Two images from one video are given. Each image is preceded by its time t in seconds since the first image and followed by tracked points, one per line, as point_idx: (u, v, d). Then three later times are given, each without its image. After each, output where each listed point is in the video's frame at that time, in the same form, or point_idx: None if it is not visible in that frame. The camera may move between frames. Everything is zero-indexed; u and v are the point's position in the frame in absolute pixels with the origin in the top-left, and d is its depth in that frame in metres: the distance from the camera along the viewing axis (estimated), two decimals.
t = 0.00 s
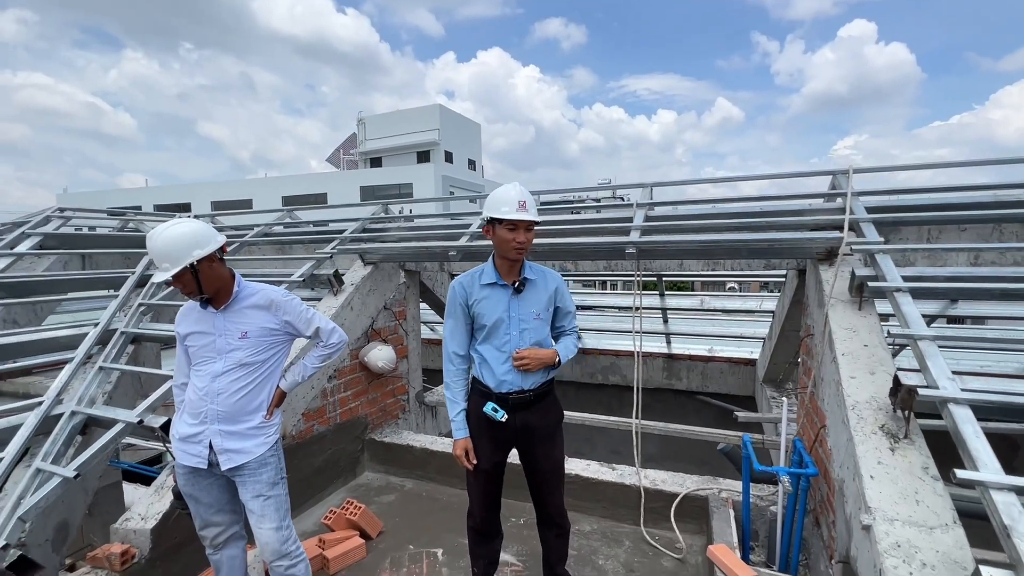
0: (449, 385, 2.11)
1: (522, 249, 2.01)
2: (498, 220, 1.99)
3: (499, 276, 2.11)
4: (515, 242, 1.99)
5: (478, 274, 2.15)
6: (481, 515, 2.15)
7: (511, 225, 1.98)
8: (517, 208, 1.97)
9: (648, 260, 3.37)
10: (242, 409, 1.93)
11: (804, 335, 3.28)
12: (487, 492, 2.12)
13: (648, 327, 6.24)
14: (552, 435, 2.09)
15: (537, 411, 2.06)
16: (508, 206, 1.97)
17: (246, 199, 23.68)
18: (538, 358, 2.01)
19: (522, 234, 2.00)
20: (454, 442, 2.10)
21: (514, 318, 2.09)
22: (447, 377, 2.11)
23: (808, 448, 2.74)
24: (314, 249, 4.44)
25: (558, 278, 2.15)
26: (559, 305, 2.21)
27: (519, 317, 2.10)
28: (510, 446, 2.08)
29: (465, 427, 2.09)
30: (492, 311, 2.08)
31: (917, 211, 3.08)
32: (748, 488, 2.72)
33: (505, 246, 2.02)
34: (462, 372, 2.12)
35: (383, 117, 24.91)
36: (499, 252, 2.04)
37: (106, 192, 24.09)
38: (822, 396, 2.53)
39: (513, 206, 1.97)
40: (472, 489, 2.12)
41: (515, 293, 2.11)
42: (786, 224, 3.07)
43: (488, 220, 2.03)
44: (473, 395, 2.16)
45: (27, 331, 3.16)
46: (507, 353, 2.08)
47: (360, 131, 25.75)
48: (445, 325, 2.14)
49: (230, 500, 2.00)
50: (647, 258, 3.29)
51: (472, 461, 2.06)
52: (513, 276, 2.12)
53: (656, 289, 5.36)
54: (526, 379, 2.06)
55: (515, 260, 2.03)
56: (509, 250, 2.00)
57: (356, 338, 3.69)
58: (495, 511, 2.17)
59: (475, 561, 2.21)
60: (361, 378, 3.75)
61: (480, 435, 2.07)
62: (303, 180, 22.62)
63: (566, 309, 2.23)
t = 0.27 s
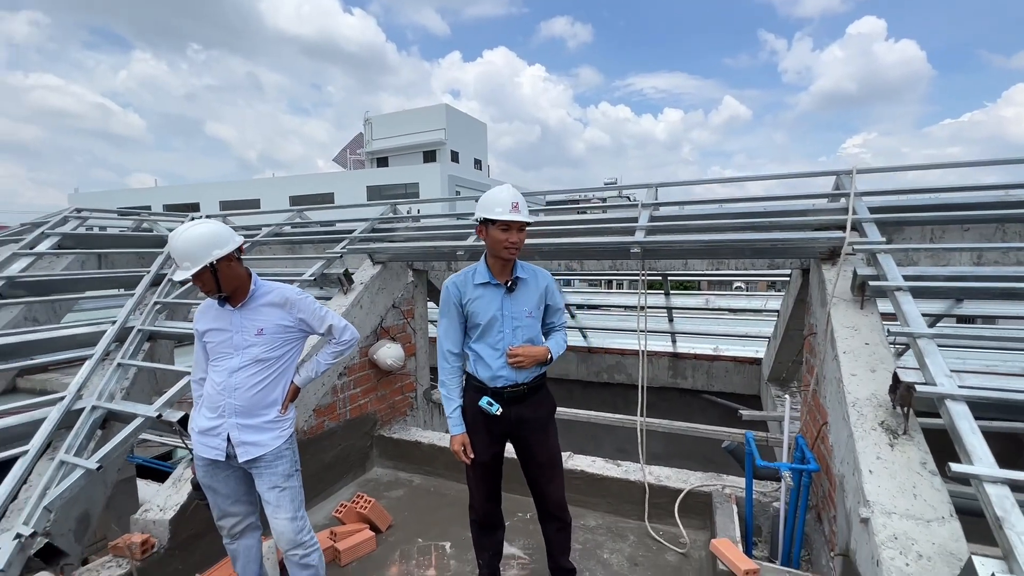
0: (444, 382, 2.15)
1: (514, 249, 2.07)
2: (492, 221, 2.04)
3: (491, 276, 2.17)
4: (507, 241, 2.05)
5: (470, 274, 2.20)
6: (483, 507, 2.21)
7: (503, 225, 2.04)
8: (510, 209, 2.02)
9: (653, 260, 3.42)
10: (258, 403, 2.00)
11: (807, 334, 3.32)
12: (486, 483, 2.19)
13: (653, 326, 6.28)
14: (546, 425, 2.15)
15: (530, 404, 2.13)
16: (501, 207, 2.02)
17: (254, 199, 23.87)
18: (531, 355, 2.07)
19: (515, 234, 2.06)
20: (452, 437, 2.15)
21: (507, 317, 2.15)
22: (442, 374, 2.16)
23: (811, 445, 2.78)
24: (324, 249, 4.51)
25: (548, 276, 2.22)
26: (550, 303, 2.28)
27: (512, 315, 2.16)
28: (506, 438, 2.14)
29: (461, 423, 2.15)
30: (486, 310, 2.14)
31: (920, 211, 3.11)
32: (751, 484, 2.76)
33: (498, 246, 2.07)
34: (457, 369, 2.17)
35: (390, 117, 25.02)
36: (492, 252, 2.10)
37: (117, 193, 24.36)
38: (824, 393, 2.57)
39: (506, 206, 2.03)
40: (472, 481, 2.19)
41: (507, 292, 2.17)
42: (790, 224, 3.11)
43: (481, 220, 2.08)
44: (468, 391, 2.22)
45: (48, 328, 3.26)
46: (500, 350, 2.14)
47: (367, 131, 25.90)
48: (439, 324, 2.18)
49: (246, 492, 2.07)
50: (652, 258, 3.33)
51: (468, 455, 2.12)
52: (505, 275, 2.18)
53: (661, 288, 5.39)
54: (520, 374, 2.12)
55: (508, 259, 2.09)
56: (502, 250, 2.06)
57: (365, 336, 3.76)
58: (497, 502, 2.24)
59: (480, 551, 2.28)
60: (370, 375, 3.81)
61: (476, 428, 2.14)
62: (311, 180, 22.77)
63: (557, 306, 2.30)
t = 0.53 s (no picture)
0: (446, 382, 2.18)
1: (509, 249, 2.13)
2: (488, 221, 2.09)
3: (489, 275, 2.23)
4: (502, 241, 2.10)
5: (468, 274, 2.24)
6: (491, 498, 2.26)
7: (498, 225, 2.09)
8: (505, 209, 2.07)
9: (661, 260, 3.46)
10: (276, 398, 2.06)
11: (815, 333, 3.33)
12: (492, 474, 2.24)
13: (661, 326, 6.30)
14: (551, 415, 2.22)
15: (535, 394, 2.19)
16: (496, 208, 2.06)
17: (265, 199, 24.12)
18: (533, 350, 2.15)
19: (510, 234, 2.11)
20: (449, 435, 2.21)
21: (507, 313, 2.21)
22: (444, 374, 2.18)
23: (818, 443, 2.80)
24: (336, 249, 4.59)
25: (544, 272, 2.30)
26: (545, 298, 2.36)
27: (512, 312, 2.23)
28: (511, 429, 2.20)
29: (460, 421, 2.20)
30: (487, 309, 2.20)
31: (928, 211, 3.11)
32: (758, 482, 2.79)
33: (494, 245, 2.13)
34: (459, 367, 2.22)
35: (399, 118, 25.17)
36: (488, 251, 2.16)
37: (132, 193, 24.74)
38: (831, 392, 2.59)
39: (501, 207, 2.08)
40: (479, 473, 2.24)
41: (506, 290, 2.23)
42: (797, 224, 3.13)
43: (476, 220, 2.13)
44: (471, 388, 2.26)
45: (72, 325, 3.36)
46: (502, 346, 2.21)
47: (376, 132, 26.08)
48: (439, 325, 2.21)
49: (265, 484, 2.13)
50: (660, 258, 3.37)
51: (468, 452, 2.16)
52: (503, 274, 2.24)
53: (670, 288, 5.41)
54: (524, 367, 2.19)
55: (503, 257, 2.15)
56: (497, 249, 2.12)
57: (377, 334, 3.83)
58: (506, 494, 2.29)
59: (489, 543, 2.33)
60: (381, 373, 3.88)
61: (481, 422, 2.19)
62: (321, 180, 22.97)
63: (551, 301, 2.39)
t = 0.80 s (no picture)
0: (464, 377, 2.23)
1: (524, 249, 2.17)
2: (503, 222, 2.13)
3: (506, 274, 2.28)
4: (518, 242, 2.14)
5: (485, 274, 2.31)
6: (506, 492, 2.30)
7: (515, 227, 2.13)
8: (520, 211, 2.10)
9: (673, 260, 3.48)
10: (297, 394, 2.12)
11: (829, 333, 3.33)
12: (508, 468, 2.29)
13: (673, 326, 6.30)
14: (566, 411, 2.30)
15: (551, 390, 2.25)
16: (512, 210, 2.10)
17: (279, 200, 24.42)
18: (548, 344, 2.17)
19: (525, 235, 2.15)
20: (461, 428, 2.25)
21: (523, 310, 2.26)
22: (462, 370, 2.24)
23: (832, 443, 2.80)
24: (352, 249, 4.67)
25: (559, 270, 2.35)
26: (561, 296, 2.41)
27: (528, 309, 2.27)
28: (527, 424, 2.25)
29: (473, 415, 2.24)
30: (504, 306, 2.25)
31: (945, 210, 3.09)
32: (770, 481, 2.80)
33: (511, 246, 2.17)
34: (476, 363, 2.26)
35: (411, 119, 25.34)
36: (504, 251, 2.20)
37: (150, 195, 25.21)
38: (844, 391, 2.59)
39: (517, 209, 2.11)
40: (495, 467, 2.28)
41: (522, 288, 2.29)
42: (811, 224, 3.14)
43: (493, 222, 2.17)
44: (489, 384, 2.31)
45: (98, 323, 3.46)
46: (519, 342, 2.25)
47: (389, 133, 26.29)
48: (457, 322, 2.27)
49: (285, 477, 2.20)
50: (672, 258, 3.39)
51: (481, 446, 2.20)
52: (518, 273, 2.29)
53: (682, 288, 5.42)
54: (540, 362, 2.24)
55: (519, 257, 2.19)
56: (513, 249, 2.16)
57: (392, 333, 3.89)
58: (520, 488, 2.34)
59: (503, 537, 2.37)
60: (396, 371, 3.94)
61: (498, 416, 2.24)
62: (334, 181, 23.20)
63: (566, 299, 2.43)
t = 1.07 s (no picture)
0: (499, 373, 2.33)
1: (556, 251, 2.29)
2: (539, 226, 2.24)
3: (537, 275, 2.40)
4: (553, 244, 2.27)
5: (517, 274, 2.41)
6: (529, 486, 2.34)
7: (551, 230, 2.25)
8: (554, 215, 2.22)
9: (690, 260, 3.47)
10: (319, 391, 2.17)
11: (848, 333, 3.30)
12: (533, 462, 2.35)
13: (689, 326, 6.27)
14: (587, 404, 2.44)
15: (578, 384, 2.38)
16: (546, 213, 2.21)
17: (296, 202, 24.76)
18: (579, 341, 2.32)
19: (558, 238, 2.27)
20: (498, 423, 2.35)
21: (555, 309, 2.39)
22: (497, 366, 2.34)
23: (851, 445, 2.78)
24: (369, 249, 4.73)
25: (585, 272, 2.48)
26: (586, 296, 2.55)
27: (559, 309, 2.39)
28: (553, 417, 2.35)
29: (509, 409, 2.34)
30: (537, 305, 2.37)
31: (968, 209, 3.04)
32: (788, 482, 2.78)
33: (544, 248, 2.29)
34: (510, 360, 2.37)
35: (425, 120, 25.51)
36: (537, 254, 2.32)
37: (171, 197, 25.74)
38: (864, 392, 2.57)
39: (552, 212, 2.23)
40: (521, 461, 2.34)
41: (553, 289, 2.41)
42: (830, 224, 3.11)
43: (527, 226, 2.28)
44: (517, 380, 2.40)
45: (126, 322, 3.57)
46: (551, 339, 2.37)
47: (403, 134, 26.50)
48: (491, 321, 2.37)
49: (308, 472, 2.25)
50: (689, 258, 3.38)
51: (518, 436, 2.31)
52: (550, 274, 2.41)
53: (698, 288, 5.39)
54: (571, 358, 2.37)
55: (552, 258, 2.31)
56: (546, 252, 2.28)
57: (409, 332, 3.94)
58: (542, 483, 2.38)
59: (524, 533, 2.41)
60: (413, 370, 3.99)
61: (529, 409, 2.32)
62: (350, 182, 23.45)
63: (591, 299, 2.57)
